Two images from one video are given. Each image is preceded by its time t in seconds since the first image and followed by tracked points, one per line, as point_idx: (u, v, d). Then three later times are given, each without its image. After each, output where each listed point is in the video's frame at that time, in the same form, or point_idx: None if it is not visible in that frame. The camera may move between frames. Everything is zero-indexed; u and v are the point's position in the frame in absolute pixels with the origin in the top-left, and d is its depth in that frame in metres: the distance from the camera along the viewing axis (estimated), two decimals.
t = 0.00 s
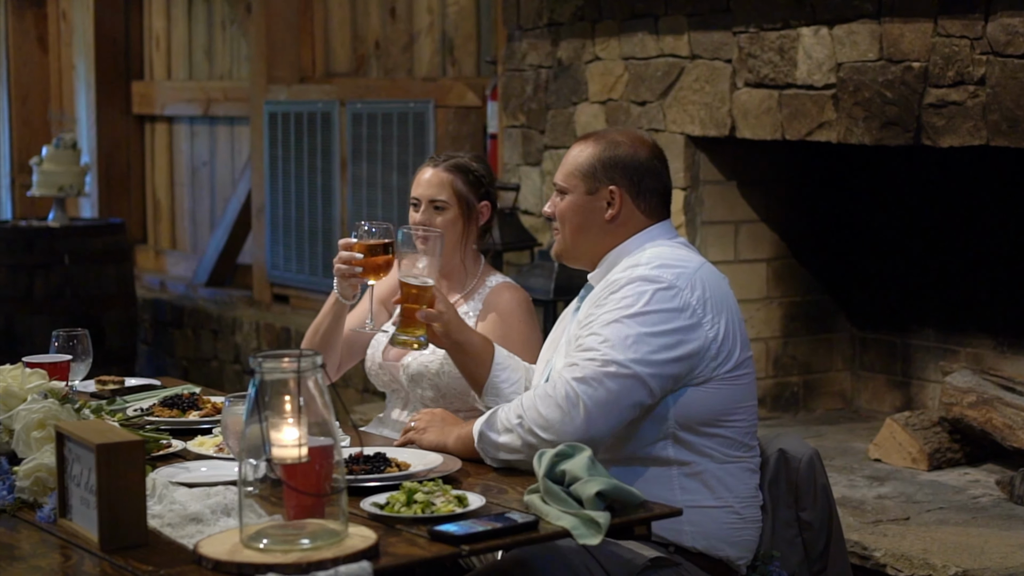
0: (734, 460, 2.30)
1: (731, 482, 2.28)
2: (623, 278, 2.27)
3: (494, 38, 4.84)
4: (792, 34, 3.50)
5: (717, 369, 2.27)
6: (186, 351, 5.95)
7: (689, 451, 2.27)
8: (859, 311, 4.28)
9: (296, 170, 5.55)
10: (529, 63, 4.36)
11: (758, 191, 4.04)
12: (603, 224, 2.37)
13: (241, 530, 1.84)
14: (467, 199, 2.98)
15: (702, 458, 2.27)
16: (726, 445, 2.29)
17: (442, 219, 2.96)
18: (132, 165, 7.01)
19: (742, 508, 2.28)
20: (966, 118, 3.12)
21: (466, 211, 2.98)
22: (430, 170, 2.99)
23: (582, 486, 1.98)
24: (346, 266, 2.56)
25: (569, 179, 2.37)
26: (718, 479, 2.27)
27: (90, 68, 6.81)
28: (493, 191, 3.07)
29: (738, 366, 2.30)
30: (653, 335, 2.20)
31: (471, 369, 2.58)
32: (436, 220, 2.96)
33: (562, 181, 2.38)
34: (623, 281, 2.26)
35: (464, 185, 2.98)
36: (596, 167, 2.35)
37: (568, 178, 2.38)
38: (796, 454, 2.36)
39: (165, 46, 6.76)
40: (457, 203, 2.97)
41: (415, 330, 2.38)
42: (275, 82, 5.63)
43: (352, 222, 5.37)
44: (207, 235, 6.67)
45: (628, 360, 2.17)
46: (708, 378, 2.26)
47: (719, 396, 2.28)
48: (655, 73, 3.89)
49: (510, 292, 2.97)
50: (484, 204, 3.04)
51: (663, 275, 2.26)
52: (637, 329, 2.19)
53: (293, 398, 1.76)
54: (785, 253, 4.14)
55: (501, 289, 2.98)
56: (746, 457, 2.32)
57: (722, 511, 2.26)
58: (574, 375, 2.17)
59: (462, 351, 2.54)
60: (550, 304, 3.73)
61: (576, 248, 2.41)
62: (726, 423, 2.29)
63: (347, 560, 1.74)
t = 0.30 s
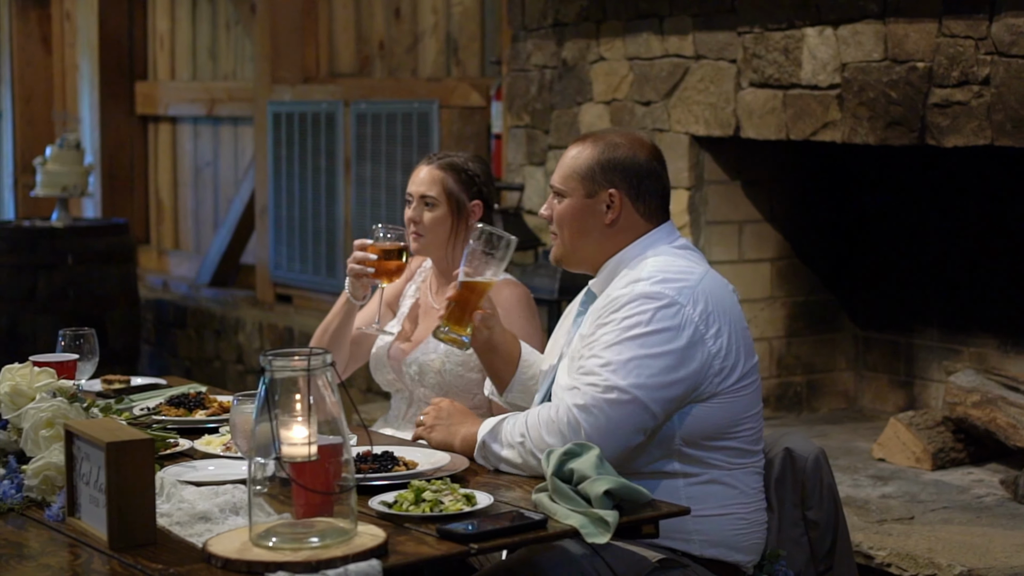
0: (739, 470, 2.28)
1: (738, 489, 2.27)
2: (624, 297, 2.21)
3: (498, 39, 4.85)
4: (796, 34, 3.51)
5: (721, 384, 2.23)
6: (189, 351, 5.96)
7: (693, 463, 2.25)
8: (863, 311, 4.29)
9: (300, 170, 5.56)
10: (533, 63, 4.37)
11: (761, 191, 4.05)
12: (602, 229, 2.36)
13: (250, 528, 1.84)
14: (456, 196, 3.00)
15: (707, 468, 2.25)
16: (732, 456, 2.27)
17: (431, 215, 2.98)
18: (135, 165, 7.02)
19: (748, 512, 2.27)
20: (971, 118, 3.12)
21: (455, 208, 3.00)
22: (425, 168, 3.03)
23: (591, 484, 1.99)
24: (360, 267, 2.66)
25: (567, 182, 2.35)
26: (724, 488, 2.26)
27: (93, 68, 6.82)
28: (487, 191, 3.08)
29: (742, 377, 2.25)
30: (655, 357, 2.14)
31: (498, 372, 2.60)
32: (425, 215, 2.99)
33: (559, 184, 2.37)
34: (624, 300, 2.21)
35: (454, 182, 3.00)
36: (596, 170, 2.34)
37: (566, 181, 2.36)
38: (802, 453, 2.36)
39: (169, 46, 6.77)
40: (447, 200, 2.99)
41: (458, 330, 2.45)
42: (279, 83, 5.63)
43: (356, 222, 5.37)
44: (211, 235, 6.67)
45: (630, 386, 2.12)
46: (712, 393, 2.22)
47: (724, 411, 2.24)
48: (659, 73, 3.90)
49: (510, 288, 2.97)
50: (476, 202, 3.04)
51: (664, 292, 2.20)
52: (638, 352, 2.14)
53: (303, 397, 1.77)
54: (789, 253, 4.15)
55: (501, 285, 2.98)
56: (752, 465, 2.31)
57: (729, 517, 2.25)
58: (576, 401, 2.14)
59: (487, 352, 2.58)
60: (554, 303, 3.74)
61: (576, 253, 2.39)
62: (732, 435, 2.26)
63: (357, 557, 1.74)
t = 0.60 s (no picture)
0: (747, 477, 2.29)
1: (746, 496, 2.28)
2: (637, 304, 2.21)
3: (502, 40, 4.86)
4: (800, 36, 3.52)
5: (732, 395, 2.23)
6: (192, 351, 5.97)
7: (702, 471, 2.26)
8: (865, 312, 4.30)
9: (303, 171, 5.57)
10: (537, 64, 4.38)
11: (765, 192, 4.06)
12: (614, 232, 2.36)
13: (260, 527, 1.85)
14: (463, 196, 3.02)
15: (716, 475, 2.27)
16: (740, 464, 2.28)
17: (437, 215, 3.00)
18: (139, 166, 7.03)
19: (756, 517, 2.28)
20: (975, 119, 3.13)
21: (462, 208, 3.02)
22: (432, 168, 3.05)
23: (599, 484, 1.99)
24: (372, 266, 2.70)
25: (577, 186, 2.35)
26: (731, 493, 2.26)
27: (97, 69, 6.83)
28: (494, 191, 3.09)
29: (753, 388, 2.26)
30: (666, 367, 2.14)
31: (506, 356, 2.66)
32: (432, 215, 3.01)
33: (569, 187, 2.36)
34: (637, 307, 2.20)
35: (461, 182, 3.02)
36: (605, 174, 2.33)
37: (576, 184, 2.36)
38: (807, 453, 2.37)
39: (173, 47, 6.78)
40: (453, 199, 3.01)
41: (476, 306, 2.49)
42: (283, 84, 5.65)
43: (359, 223, 5.39)
44: (214, 235, 6.68)
45: (640, 396, 2.12)
46: (723, 404, 2.22)
47: (734, 421, 2.25)
48: (663, 74, 3.91)
49: (521, 288, 2.99)
50: (482, 202, 3.05)
51: (678, 302, 2.19)
52: (650, 361, 2.14)
53: (314, 397, 1.77)
54: (792, 254, 4.16)
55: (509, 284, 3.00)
56: (760, 471, 2.32)
57: (736, 522, 2.26)
58: (585, 407, 2.14)
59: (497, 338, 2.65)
60: (558, 303, 3.75)
61: (587, 255, 2.40)
62: (742, 445, 2.27)
63: (367, 556, 1.75)
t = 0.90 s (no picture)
0: (754, 478, 2.31)
1: (752, 497, 2.30)
2: (650, 306, 2.23)
3: (505, 41, 4.88)
4: (802, 37, 3.54)
5: (742, 401, 2.25)
6: (195, 351, 5.99)
7: (710, 473, 2.28)
8: (867, 312, 4.32)
9: (307, 171, 5.60)
10: (540, 65, 4.40)
11: (766, 192, 4.09)
12: (630, 233, 2.38)
13: (271, 524, 1.87)
14: (469, 197, 3.04)
15: (723, 477, 2.29)
16: (748, 467, 2.31)
17: (444, 217, 3.02)
18: (142, 167, 7.05)
19: (761, 518, 2.31)
20: (976, 120, 3.16)
21: (468, 208, 3.04)
22: (437, 171, 3.07)
23: (605, 481, 2.01)
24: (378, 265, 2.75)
25: (593, 187, 2.36)
26: (738, 494, 2.29)
27: (100, 70, 6.85)
28: (499, 191, 3.11)
29: (762, 395, 2.28)
30: (677, 371, 2.16)
31: (514, 342, 2.69)
32: (438, 217, 3.03)
33: (586, 189, 2.38)
34: (650, 309, 2.22)
35: (466, 183, 3.04)
36: (622, 175, 2.35)
37: (593, 186, 2.37)
38: (810, 450, 2.39)
39: (176, 48, 6.80)
40: (459, 200, 3.03)
41: (487, 289, 2.54)
42: (286, 85, 5.67)
43: (362, 223, 5.41)
44: (217, 235, 6.71)
45: (649, 399, 2.14)
46: (732, 410, 2.24)
47: (742, 426, 2.27)
48: (666, 75, 3.94)
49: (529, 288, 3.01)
50: (488, 202, 3.08)
51: (692, 306, 2.21)
52: (661, 364, 2.16)
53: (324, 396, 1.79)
54: (793, 254, 4.19)
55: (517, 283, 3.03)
56: (766, 472, 2.34)
57: (742, 523, 2.28)
58: (595, 407, 2.16)
59: (509, 323, 2.67)
60: (562, 303, 3.78)
61: (604, 257, 2.41)
62: (750, 449, 2.30)
63: (377, 553, 1.77)
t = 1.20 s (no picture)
0: (757, 477, 2.35)
1: (754, 495, 2.34)
2: (659, 306, 2.26)
3: (508, 44, 4.92)
4: (802, 39, 3.58)
5: (749, 402, 2.28)
6: (200, 351, 6.03)
7: (714, 472, 2.32)
8: (867, 312, 4.36)
9: (312, 173, 5.64)
10: (543, 68, 4.44)
11: (767, 193, 4.13)
12: (641, 233, 2.41)
13: (281, 518, 1.90)
14: (471, 198, 3.08)
15: (726, 475, 2.32)
16: (752, 466, 2.34)
17: (448, 218, 3.06)
18: (147, 168, 7.10)
19: (763, 515, 2.34)
20: (975, 121, 3.19)
21: (471, 209, 3.07)
22: (440, 173, 3.11)
23: (608, 476, 2.04)
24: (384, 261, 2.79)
25: (604, 189, 2.40)
26: (741, 492, 2.32)
27: (105, 72, 6.89)
28: (501, 191, 3.15)
29: (768, 397, 2.31)
30: (684, 373, 2.20)
31: (519, 325, 2.77)
32: (443, 218, 3.06)
33: (597, 190, 2.41)
34: (659, 310, 2.26)
35: (468, 184, 3.08)
36: (632, 176, 2.38)
37: (604, 188, 2.41)
38: (811, 448, 2.42)
39: (181, 51, 6.84)
40: (462, 201, 3.07)
41: (494, 265, 2.62)
42: (291, 87, 5.72)
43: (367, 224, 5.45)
44: (222, 236, 6.75)
45: (656, 399, 2.18)
46: (738, 411, 2.28)
47: (748, 427, 2.30)
48: (668, 77, 3.98)
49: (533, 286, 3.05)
50: (491, 202, 3.11)
51: (701, 308, 2.24)
52: (668, 365, 2.20)
53: (332, 392, 1.83)
54: (794, 254, 4.22)
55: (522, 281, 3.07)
56: (769, 471, 2.37)
57: (743, 519, 2.32)
58: (603, 404, 2.20)
59: (514, 308, 2.75)
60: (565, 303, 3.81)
61: (615, 257, 2.45)
62: (755, 450, 2.33)
63: (384, 546, 1.80)
